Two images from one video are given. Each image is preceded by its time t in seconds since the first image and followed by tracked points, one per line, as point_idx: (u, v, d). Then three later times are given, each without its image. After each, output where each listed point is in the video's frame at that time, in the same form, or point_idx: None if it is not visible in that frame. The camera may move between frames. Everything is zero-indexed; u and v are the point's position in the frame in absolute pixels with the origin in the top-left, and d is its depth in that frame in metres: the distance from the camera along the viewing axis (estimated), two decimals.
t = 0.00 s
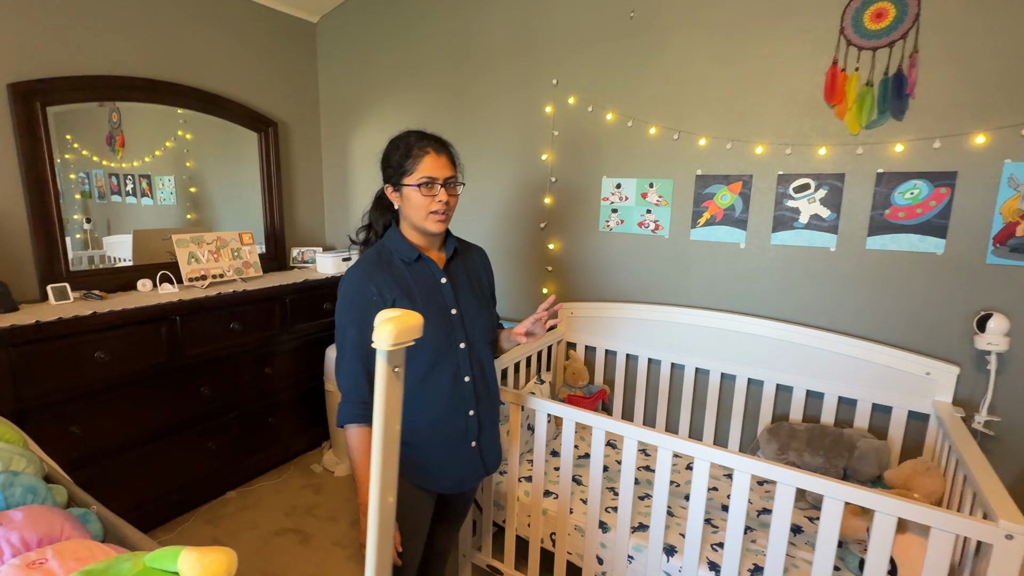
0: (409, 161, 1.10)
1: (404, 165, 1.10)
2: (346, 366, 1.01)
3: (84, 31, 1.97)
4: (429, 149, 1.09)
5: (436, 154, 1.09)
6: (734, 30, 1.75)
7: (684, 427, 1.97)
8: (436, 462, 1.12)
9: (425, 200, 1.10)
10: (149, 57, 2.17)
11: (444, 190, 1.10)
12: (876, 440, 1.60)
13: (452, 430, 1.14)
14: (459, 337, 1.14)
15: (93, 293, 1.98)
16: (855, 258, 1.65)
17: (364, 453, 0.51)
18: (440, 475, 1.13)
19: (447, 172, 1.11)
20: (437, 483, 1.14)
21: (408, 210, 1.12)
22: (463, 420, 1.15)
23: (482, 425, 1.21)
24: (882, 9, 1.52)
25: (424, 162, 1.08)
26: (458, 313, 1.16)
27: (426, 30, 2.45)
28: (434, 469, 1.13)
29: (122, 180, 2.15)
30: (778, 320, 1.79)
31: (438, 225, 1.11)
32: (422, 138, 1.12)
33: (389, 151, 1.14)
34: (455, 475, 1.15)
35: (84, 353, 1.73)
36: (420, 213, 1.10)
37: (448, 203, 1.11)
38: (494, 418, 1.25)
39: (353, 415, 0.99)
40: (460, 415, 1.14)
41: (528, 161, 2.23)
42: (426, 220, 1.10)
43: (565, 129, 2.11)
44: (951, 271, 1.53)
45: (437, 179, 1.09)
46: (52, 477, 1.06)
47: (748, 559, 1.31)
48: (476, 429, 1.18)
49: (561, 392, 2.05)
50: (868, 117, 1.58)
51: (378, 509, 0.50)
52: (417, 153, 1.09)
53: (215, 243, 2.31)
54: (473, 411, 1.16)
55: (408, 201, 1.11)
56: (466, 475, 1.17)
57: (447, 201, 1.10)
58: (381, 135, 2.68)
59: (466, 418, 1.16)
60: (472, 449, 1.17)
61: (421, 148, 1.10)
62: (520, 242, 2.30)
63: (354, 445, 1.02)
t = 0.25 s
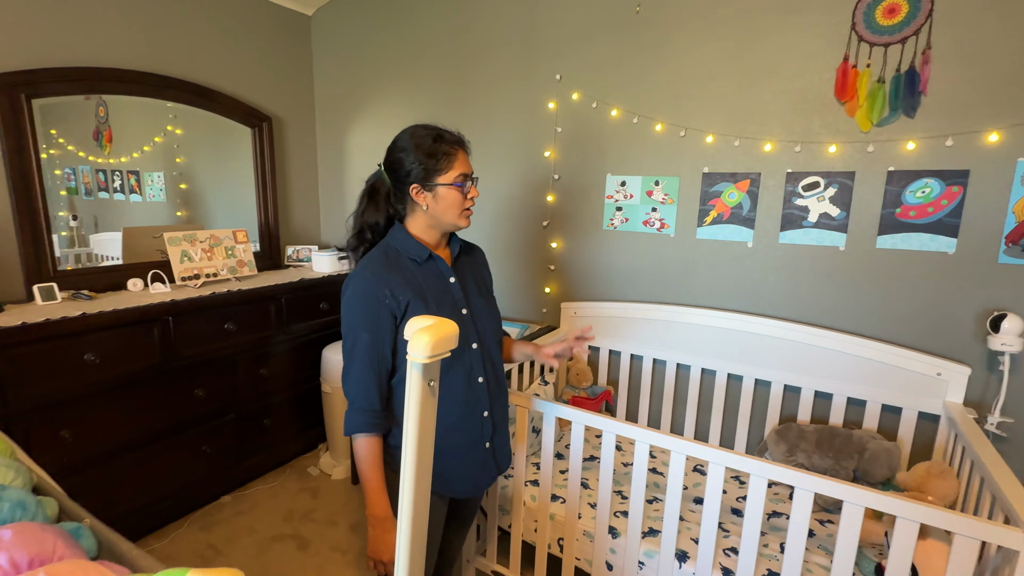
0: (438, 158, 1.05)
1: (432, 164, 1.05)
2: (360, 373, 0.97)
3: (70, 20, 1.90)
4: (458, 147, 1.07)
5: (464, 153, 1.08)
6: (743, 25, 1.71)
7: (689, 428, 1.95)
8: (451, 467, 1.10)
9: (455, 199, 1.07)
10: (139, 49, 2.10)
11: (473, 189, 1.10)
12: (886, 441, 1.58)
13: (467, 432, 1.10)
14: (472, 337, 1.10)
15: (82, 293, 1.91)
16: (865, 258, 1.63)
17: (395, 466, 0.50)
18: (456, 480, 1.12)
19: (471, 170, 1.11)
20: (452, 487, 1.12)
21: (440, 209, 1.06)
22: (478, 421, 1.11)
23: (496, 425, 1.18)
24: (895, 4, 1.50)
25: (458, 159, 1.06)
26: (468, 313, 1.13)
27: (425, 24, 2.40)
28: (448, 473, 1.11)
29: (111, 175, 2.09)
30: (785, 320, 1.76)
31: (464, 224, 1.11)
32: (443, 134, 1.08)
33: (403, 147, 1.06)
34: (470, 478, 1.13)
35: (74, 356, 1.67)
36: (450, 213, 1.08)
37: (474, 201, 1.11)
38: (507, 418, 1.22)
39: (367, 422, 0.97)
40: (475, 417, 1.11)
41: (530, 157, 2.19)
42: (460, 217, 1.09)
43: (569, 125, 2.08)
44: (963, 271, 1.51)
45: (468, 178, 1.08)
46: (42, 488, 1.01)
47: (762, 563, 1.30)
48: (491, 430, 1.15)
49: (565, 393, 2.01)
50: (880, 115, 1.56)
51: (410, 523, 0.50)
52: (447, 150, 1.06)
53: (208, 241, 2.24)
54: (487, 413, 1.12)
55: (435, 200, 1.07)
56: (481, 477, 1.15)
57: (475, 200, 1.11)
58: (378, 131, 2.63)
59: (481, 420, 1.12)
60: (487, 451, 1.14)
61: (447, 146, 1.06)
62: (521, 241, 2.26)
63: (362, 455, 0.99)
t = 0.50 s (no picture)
0: (450, 163, 1.05)
1: (445, 170, 1.03)
2: (369, 381, 0.94)
3: (51, 16, 1.84)
4: (467, 156, 1.08)
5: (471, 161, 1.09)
6: (740, 28, 1.71)
7: (686, 432, 1.94)
8: (456, 476, 1.08)
9: (462, 206, 1.08)
10: (124, 46, 2.04)
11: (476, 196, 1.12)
12: (882, 445, 1.58)
13: (470, 440, 1.08)
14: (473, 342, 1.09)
15: (65, 297, 1.85)
16: (862, 262, 1.63)
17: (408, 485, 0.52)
18: (459, 489, 1.09)
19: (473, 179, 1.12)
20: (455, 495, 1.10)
21: (448, 215, 1.06)
22: (480, 428, 1.09)
23: (495, 431, 1.17)
24: (892, 9, 1.50)
25: (468, 166, 1.07)
26: (468, 317, 1.12)
27: (418, 23, 2.37)
28: (453, 483, 1.09)
29: (93, 175, 2.03)
30: (782, 323, 1.76)
31: (465, 231, 1.12)
32: (451, 140, 1.07)
33: (414, 150, 1.02)
34: (473, 486, 1.11)
35: (55, 363, 1.61)
36: (456, 220, 1.08)
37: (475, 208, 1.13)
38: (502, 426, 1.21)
39: (378, 433, 0.94)
40: (477, 424, 1.08)
41: (525, 160, 2.16)
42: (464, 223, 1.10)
43: (564, 128, 2.06)
44: (958, 275, 1.52)
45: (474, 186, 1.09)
46: (22, 504, 0.96)
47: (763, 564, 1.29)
48: (491, 437, 1.13)
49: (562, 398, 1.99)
50: (876, 119, 1.56)
51: (424, 541, 0.52)
52: (458, 157, 1.06)
53: (195, 243, 2.19)
54: (489, 419, 1.10)
55: (443, 206, 1.05)
56: (482, 484, 1.13)
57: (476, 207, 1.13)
58: (371, 132, 2.59)
59: (482, 427, 1.10)
60: (487, 457, 1.13)
61: (457, 152, 1.06)
62: (516, 244, 2.24)
63: (374, 470, 0.95)
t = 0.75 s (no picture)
0: (460, 163, 1.03)
1: (454, 170, 1.01)
2: (381, 384, 0.91)
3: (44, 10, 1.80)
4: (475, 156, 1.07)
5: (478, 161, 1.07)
6: (744, 24, 1.69)
7: (688, 432, 1.92)
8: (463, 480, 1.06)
9: (467, 207, 1.06)
10: (118, 41, 2.01)
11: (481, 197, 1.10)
12: (887, 445, 1.57)
13: (476, 443, 1.06)
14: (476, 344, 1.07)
15: (59, 297, 1.82)
16: (867, 262, 1.62)
17: (419, 493, 0.53)
18: (467, 493, 1.07)
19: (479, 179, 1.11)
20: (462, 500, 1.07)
21: (454, 216, 1.05)
22: (485, 432, 1.07)
23: (498, 434, 1.15)
24: (898, 6, 1.48)
25: (476, 167, 1.05)
26: (470, 319, 1.10)
27: (417, 19, 2.34)
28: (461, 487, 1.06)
29: (87, 173, 2.00)
30: (785, 323, 1.75)
31: (468, 232, 1.10)
32: (460, 140, 1.05)
33: (422, 148, 1.00)
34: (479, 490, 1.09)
35: (49, 364, 1.59)
36: (462, 220, 1.06)
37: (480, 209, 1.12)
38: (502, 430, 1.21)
39: (392, 438, 0.91)
40: (483, 427, 1.06)
41: (525, 158, 2.14)
42: (470, 224, 1.08)
43: (565, 125, 2.03)
44: (964, 275, 1.51)
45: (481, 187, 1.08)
46: (14, 512, 0.94)
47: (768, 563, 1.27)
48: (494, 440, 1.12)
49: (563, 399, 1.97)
50: (882, 117, 1.54)
51: (435, 545, 0.54)
52: (466, 157, 1.04)
53: (191, 242, 2.16)
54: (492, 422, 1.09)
55: (450, 206, 1.04)
56: (487, 488, 1.11)
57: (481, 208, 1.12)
58: (369, 129, 2.57)
59: (487, 430, 1.08)
60: (491, 461, 1.11)
61: (466, 152, 1.04)
62: (516, 243, 2.22)
63: (391, 475, 0.92)
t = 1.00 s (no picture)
0: (470, 160, 1.00)
1: (464, 166, 0.99)
2: (377, 373, 0.90)
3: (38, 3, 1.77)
4: (487, 152, 1.03)
5: (490, 157, 1.04)
6: (751, 17, 1.66)
7: (693, 431, 1.91)
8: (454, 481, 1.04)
9: (477, 204, 1.03)
10: (114, 35, 1.98)
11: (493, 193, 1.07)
12: (895, 444, 1.55)
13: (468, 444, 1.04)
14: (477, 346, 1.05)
15: (56, 295, 1.80)
16: (875, 259, 1.60)
17: (430, 498, 0.54)
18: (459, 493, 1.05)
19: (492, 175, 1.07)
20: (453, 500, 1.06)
21: (463, 213, 1.02)
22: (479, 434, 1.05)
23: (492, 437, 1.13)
24: None
25: (487, 164, 1.02)
26: (474, 320, 1.08)
27: (418, 12, 2.30)
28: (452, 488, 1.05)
29: (85, 169, 1.97)
30: (790, 321, 1.73)
31: (480, 229, 1.07)
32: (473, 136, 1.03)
33: (433, 142, 0.98)
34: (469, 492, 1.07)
35: (46, 363, 1.57)
36: (471, 217, 1.04)
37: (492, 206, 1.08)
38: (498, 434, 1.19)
39: (384, 430, 0.89)
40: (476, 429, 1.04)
41: (527, 153, 2.12)
42: (480, 222, 1.05)
43: (568, 120, 2.01)
44: (974, 271, 1.48)
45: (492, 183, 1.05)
46: (10, 516, 0.92)
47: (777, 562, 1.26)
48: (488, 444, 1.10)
49: (566, 397, 1.95)
50: (891, 111, 1.52)
51: (447, 550, 0.54)
52: (477, 153, 1.01)
53: (190, 239, 2.13)
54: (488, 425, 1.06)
55: (458, 203, 1.01)
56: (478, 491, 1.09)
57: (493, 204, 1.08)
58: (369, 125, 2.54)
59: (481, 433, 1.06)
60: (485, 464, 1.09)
61: (477, 147, 1.02)
62: (518, 240, 2.19)
63: (382, 467, 0.90)
